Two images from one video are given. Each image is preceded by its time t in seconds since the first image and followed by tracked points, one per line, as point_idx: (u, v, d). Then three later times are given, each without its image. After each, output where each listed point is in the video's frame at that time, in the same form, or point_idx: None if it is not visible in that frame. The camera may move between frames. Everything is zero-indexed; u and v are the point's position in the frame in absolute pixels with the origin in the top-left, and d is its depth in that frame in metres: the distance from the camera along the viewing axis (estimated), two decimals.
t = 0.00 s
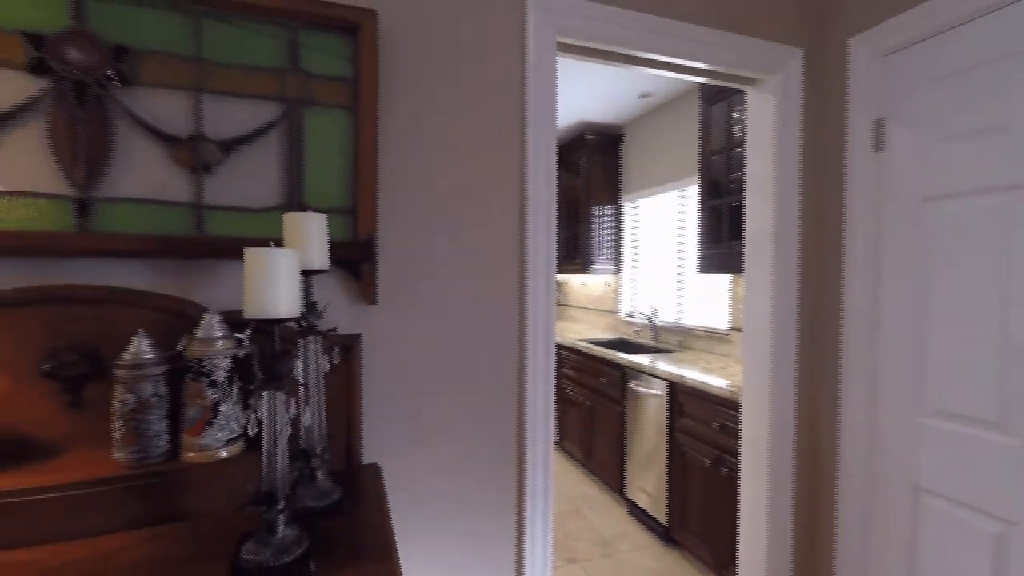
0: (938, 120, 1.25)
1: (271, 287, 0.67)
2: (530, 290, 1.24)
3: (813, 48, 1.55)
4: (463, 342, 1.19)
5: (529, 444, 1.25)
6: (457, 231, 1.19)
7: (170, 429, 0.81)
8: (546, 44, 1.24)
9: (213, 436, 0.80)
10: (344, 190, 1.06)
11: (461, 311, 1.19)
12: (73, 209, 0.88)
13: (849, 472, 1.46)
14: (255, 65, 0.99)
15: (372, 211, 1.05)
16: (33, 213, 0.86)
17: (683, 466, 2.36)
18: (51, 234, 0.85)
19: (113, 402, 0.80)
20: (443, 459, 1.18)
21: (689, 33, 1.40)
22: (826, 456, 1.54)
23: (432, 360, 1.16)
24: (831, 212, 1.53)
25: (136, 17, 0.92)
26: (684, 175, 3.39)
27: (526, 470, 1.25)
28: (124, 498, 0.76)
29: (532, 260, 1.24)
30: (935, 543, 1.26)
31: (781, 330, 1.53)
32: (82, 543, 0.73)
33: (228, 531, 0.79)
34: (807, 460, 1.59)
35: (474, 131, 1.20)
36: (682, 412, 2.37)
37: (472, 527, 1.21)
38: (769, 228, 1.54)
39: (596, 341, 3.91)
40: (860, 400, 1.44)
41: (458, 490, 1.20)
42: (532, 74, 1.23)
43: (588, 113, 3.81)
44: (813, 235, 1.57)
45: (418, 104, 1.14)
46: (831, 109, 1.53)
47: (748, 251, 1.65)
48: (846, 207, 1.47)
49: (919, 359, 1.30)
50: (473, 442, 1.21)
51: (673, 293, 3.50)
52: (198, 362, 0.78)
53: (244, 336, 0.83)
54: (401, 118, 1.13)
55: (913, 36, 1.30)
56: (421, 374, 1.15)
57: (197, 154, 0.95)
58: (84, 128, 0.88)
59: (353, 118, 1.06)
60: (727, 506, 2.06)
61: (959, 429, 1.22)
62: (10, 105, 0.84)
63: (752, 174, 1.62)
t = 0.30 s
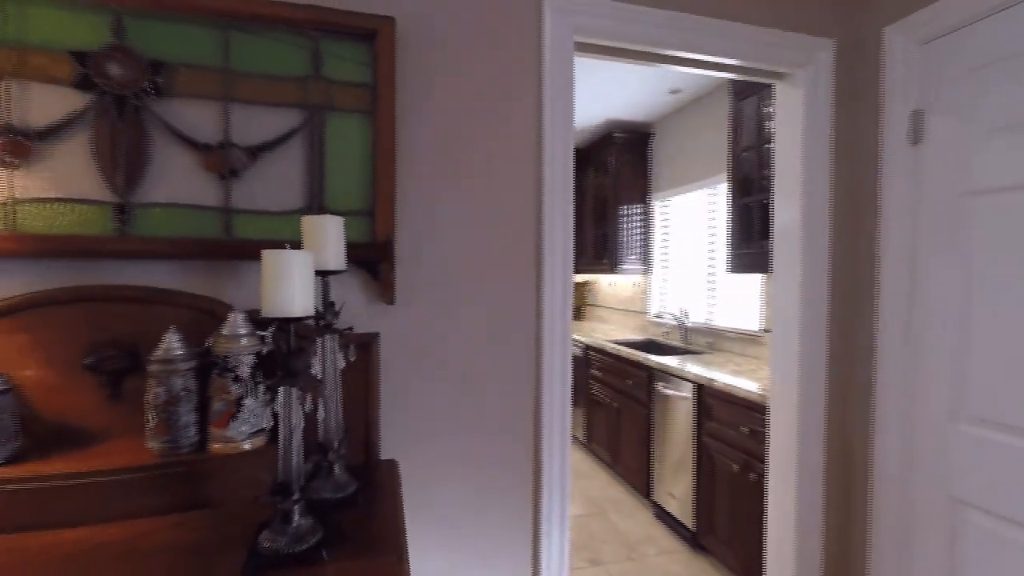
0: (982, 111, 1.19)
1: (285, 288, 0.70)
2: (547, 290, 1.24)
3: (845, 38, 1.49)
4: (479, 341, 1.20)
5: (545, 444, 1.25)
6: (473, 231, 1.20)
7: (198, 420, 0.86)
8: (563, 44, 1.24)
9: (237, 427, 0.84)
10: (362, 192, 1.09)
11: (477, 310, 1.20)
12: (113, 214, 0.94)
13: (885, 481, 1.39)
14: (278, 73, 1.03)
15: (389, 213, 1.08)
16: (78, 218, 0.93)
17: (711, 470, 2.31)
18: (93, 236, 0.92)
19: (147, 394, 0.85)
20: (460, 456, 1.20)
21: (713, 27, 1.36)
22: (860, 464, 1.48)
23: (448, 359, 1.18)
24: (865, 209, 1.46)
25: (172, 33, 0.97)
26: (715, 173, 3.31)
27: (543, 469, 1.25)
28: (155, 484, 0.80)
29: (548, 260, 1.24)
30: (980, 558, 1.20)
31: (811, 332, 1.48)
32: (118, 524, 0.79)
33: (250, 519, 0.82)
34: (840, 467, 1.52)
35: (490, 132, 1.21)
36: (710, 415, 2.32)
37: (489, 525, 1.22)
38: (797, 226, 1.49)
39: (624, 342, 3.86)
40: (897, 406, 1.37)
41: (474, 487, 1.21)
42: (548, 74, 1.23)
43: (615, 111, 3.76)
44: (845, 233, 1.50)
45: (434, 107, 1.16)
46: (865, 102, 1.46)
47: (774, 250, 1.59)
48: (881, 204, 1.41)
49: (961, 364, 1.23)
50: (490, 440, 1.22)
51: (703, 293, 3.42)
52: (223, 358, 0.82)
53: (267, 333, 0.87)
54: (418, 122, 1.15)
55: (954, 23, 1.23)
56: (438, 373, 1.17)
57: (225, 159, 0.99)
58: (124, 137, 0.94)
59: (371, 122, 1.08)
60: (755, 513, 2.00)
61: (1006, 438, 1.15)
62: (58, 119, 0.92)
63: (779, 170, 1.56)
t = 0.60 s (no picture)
0: None
1: (297, 291, 0.73)
2: (561, 290, 1.25)
3: (876, 28, 1.43)
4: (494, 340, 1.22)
5: (560, 442, 1.26)
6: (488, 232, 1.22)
7: (224, 411, 0.91)
8: (578, 45, 1.24)
9: (260, 419, 0.90)
10: (380, 195, 1.13)
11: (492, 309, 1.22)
12: (150, 217, 1.01)
13: (919, 491, 1.33)
14: (300, 82, 1.08)
15: (405, 215, 1.11)
16: (119, 221, 1.00)
17: (738, 475, 2.25)
18: (131, 239, 0.99)
19: (179, 386, 0.91)
20: (474, 452, 1.22)
21: (733, 22, 1.33)
22: (893, 473, 1.42)
23: (463, 357, 1.21)
24: (898, 205, 1.40)
25: (204, 47, 1.03)
26: (746, 169, 3.22)
27: (557, 468, 1.26)
28: (185, 471, 0.86)
29: (563, 260, 1.25)
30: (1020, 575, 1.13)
31: (839, 334, 1.43)
32: (154, 506, 0.84)
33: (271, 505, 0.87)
34: (871, 476, 1.46)
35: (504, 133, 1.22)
36: (737, 418, 2.26)
37: (503, 522, 1.24)
38: (824, 224, 1.44)
39: (652, 342, 3.81)
40: (932, 412, 1.30)
41: (489, 483, 1.23)
42: (562, 75, 1.23)
43: (643, 109, 3.71)
44: (876, 231, 1.44)
45: (449, 110, 1.19)
46: (897, 94, 1.40)
47: (801, 249, 1.54)
48: (915, 200, 1.34)
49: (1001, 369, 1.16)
50: (504, 437, 1.24)
51: (734, 293, 3.33)
52: (248, 352, 0.88)
53: (287, 330, 0.92)
54: (434, 125, 1.18)
55: (993, 8, 1.16)
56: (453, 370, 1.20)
57: (252, 166, 1.05)
58: (160, 146, 1.01)
59: (387, 127, 1.12)
60: (783, 519, 1.94)
61: None
62: (102, 130, 0.99)
63: (806, 166, 1.51)
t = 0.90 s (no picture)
0: None
1: (313, 284, 0.78)
2: (574, 287, 1.27)
3: (904, 18, 1.38)
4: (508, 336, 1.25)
5: (573, 438, 1.28)
6: (502, 231, 1.25)
7: (251, 399, 0.98)
8: (590, 45, 1.26)
9: (284, 407, 0.96)
10: (398, 196, 1.17)
11: (507, 306, 1.25)
12: (186, 219, 1.09)
13: (948, 497, 1.28)
14: (323, 89, 1.14)
15: (421, 215, 1.15)
16: (160, 222, 1.08)
17: (764, 477, 2.21)
18: (170, 239, 1.07)
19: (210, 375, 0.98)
20: (489, 445, 1.26)
21: (750, 18, 1.32)
22: (921, 477, 1.37)
23: (478, 353, 1.24)
24: (928, 199, 1.35)
25: (234, 58, 1.10)
26: (777, 165, 3.13)
27: (570, 462, 1.28)
28: (216, 455, 0.93)
29: (577, 258, 1.27)
30: None
31: (863, 334, 1.39)
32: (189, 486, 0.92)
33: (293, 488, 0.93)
34: (899, 480, 1.42)
35: (518, 134, 1.25)
36: (762, 419, 2.22)
37: (516, 514, 1.27)
38: (848, 221, 1.40)
39: (679, 342, 3.76)
40: (963, 415, 1.25)
41: (503, 475, 1.27)
42: (576, 76, 1.25)
43: (669, 107, 3.66)
44: (905, 227, 1.39)
45: (464, 113, 1.22)
46: (927, 85, 1.35)
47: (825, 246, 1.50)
48: (946, 194, 1.29)
49: None
50: (518, 431, 1.27)
51: (764, 292, 3.25)
52: (272, 345, 0.93)
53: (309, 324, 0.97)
54: (450, 128, 1.22)
55: None
56: (468, 365, 1.24)
57: (278, 170, 1.12)
58: (195, 153, 1.09)
59: (405, 131, 1.17)
60: (809, 523, 1.90)
61: None
62: (146, 139, 1.08)
63: (830, 161, 1.47)
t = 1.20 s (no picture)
0: None
1: (335, 283, 0.84)
2: (588, 287, 1.29)
3: (930, 11, 1.35)
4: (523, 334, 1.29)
5: (587, 434, 1.30)
6: (517, 232, 1.28)
7: (280, 390, 1.05)
8: (603, 48, 1.28)
9: (309, 399, 1.03)
10: (416, 199, 1.23)
11: (522, 305, 1.29)
12: (222, 223, 1.17)
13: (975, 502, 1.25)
14: (347, 99, 1.21)
15: (439, 217, 1.20)
16: (198, 226, 1.17)
17: (788, 479, 2.17)
18: (208, 242, 1.15)
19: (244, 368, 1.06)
20: (504, 439, 1.30)
21: (766, 17, 1.32)
22: (948, 482, 1.34)
23: (493, 350, 1.28)
24: (955, 196, 1.31)
25: (266, 72, 1.18)
26: (806, 161, 3.06)
27: (584, 458, 1.31)
28: (247, 442, 1.00)
29: (590, 257, 1.29)
30: None
31: (885, 334, 1.36)
32: (222, 471, 0.99)
33: (317, 474, 0.99)
34: (925, 484, 1.38)
35: (532, 137, 1.28)
36: (787, 421, 2.18)
37: (531, 507, 1.31)
38: (870, 219, 1.38)
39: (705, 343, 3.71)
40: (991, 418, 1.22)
41: (518, 468, 1.30)
42: (589, 80, 1.28)
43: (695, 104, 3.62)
44: (930, 224, 1.36)
45: (480, 118, 1.27)
46: (953, 79, 1.32)
47: (846, 244, 1.48)
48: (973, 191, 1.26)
49: None
50: (532, 426, 1.30)
51: (794, 292, 3.18)
52: (299, 340, 1.00)
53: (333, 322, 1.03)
54: (466, 133, 1.27)
55: None
56: (484, 362, 1.28)
57: (306, 176, 1.19)
58: (230, 162, 1.17)
59: (423, 137, 1.22)
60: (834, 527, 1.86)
61: None
62: (186, 150, 1.17)
63: (852, 159, 1.45)
